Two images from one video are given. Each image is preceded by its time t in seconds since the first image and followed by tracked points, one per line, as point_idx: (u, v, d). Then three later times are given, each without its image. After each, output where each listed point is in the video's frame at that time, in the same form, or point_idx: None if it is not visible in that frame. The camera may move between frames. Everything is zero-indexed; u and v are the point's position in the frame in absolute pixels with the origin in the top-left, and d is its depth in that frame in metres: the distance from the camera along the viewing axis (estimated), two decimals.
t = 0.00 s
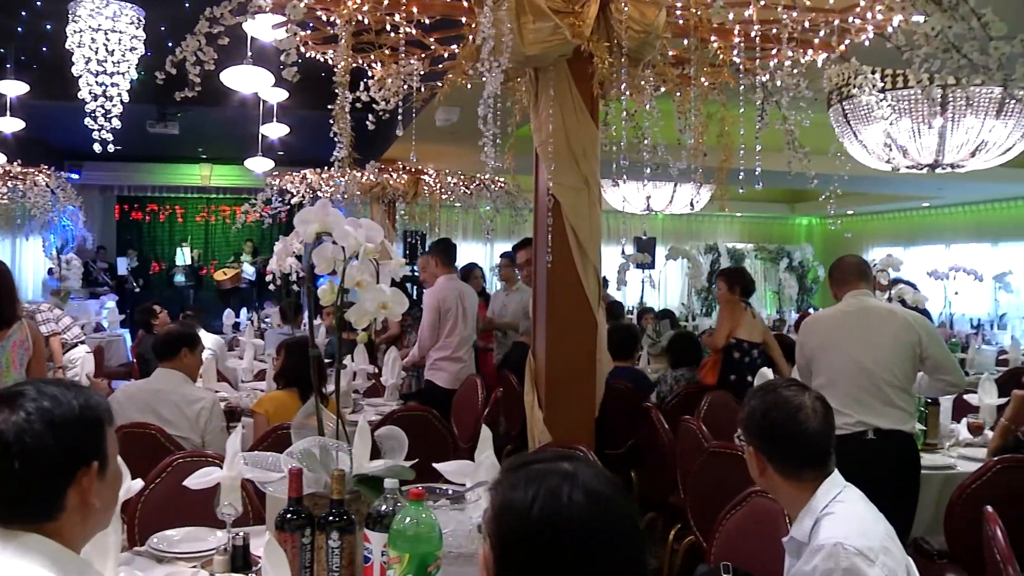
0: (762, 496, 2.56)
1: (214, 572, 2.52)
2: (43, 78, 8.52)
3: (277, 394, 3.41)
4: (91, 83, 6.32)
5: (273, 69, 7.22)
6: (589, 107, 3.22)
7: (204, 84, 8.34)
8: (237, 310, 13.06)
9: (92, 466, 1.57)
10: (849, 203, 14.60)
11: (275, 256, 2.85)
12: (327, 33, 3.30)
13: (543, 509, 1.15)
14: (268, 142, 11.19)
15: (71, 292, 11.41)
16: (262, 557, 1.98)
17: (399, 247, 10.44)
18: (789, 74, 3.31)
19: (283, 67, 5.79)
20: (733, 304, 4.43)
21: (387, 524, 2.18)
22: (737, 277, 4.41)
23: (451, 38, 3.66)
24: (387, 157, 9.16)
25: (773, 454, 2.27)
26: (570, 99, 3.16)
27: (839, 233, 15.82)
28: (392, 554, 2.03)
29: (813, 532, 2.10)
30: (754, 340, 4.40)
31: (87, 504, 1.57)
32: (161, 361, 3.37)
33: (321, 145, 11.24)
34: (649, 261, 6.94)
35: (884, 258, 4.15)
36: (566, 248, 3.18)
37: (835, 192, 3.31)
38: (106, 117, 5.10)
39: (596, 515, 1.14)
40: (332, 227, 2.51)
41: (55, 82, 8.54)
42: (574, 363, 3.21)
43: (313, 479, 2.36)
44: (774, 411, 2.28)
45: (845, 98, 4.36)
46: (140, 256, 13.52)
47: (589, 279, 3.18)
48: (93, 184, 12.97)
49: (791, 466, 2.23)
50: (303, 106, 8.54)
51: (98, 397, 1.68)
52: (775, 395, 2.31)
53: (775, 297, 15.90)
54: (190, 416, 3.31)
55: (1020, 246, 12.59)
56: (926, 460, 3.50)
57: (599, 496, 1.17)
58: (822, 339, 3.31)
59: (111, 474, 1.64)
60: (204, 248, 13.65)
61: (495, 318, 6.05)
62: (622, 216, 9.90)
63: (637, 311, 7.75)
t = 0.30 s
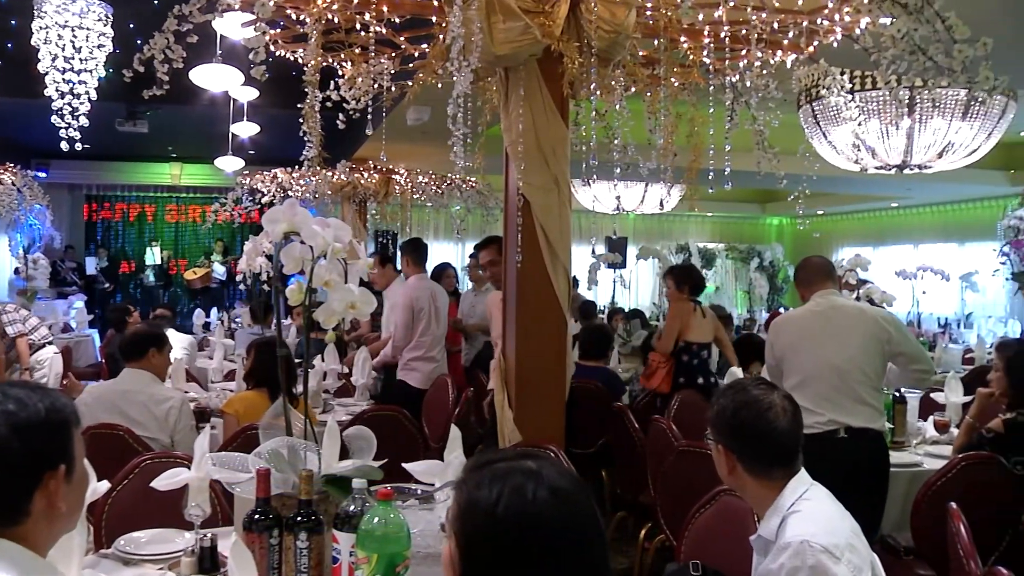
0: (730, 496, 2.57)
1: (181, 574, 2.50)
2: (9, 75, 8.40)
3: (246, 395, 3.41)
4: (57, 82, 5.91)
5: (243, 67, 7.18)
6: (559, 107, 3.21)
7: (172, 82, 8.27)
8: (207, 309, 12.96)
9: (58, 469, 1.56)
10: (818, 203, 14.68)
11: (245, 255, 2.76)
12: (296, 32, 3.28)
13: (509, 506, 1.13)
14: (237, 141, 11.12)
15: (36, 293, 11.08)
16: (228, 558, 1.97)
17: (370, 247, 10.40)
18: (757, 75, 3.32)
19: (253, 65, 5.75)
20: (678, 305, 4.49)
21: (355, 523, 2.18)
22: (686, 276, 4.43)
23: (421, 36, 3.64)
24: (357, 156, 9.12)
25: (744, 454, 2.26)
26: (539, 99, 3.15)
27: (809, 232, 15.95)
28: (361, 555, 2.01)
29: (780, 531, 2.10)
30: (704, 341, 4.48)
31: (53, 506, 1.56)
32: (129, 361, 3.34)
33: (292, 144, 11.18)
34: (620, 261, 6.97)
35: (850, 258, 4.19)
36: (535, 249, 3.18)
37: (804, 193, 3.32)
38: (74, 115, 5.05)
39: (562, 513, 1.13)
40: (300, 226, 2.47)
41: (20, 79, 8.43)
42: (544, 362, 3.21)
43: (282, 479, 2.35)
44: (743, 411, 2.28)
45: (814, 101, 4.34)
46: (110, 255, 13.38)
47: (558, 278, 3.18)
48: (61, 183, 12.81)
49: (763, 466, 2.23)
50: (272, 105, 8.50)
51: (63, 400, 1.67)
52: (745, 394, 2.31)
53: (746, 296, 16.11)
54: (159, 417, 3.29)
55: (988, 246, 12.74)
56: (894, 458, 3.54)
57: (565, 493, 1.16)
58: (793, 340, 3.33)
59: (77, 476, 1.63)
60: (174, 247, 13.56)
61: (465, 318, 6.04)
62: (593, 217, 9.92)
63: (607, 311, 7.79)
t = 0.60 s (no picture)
0: (696, 494, 2.59)
1: None
2: None
3: (215, 395, 3.38)
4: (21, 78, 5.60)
5: (211, 66, 7.16)
6: (528, 107, 3.20)
7: (139, 80, 8.23)
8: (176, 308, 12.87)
9: (20, 470, 1.56)
10: (786, 204, 14.81)
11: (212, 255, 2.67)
12: (265, 30, 3.26)
13: (475, 507, 1.13)
14: (206, 140, 11.08)
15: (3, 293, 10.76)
16: (192, 559, 1.95)
17: (340, 247, 10.40)
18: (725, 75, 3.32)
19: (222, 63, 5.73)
20: (633, 309, 4.52)
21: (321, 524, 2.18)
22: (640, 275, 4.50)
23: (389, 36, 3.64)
24: (327, 155, 9.11)
25: (710, 453, 2.25)
26: (509, 99, 3.14)
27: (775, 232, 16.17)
28: (327, 556, 1.99)
29: (746, 529, 2.09)
30: (657, 342, 4.58)
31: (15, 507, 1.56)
32: (94, 361, 3.32)
33: (262, 143, 11.14)
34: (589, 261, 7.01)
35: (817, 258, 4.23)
36: (504, 248, 3.18)
37: (772, 193, 3.33)
38: (40, 112, 4.99)
39: (529, 512, 1.13)
40: (266, 226, 2.43)
41: None
42: (512, 361, 3.22)
43: (248, 480, 2.26)
44: (710, 410, 2.27)
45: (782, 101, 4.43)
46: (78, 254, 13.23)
47: (526, 278, 3.18)
48: (27, 181, 12.66)
49: (728, 465, 2.22)
50: (240, 104, 8.48)
51: (25, 401, 1.67)
52: (711, 393, 2.30)
53: (716, 296, 16.33)
54: (126, 417, 3.27)
55: (953, 246, 12.92)
56: (860, 456, 3.57)
57: (530, 493, 1.16)
58: (758, 339, 3.35)
59: (39, 478, 1.63)
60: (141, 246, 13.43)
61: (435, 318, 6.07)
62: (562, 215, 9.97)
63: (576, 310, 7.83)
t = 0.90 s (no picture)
0: (664, 493, 2.59)
1: None
2: None
3: (183, 396, 3.35)
4: None
5: (178, 64, 7.11)
6: (497, 107, 3.20)
7: (104, 78, 8.15)
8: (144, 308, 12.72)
9: None
10: (756, 203, 14.92)
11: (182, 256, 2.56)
12: (233, 29, 3.24)
13: (441, 505, 1.13)
14: (175, 138, 11.00)
15: None
16: (157, 560, 1.93)
17: (310, 247, 10.35)
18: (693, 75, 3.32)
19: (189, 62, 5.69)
20: (589, 311, 4.58)
21: (289, 525, 2.12)
22: (590, 276, 4.60)
23: (359, 36, 3.65)
24: (296, 153, 9.07)
25: (675, 450, 2.25)
26: (478, 98, 3.14)
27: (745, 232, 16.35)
28: (293, 557, 1.98)
29: (711, 528, 2.09)
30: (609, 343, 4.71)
31: None
32: (59, 362, 3.28)
33: (230, 142, 11.07)
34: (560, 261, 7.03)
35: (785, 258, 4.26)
36: (473, 247, 3.18)
37: (739, 192, 3.34)
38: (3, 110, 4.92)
39: (496, 509, 1.14)
40: (232, 226, 2.41)
41: None
42: (481, 360, 3.22)
43: (214, 481, 2.27)
44: (676, 408, 2.26)
45: (752, 102, 4.49)
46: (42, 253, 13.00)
47: (495, 277, 3.18)
48: None
49: (694, 463, 2.22)
50: (209, 103, 8.43)
51: None
52: (678, 391, 2.31)
53: (685, 295, 16.40)
54: (92, 419, 3.23)
55: (920, 246, 13.06)
56: (828, 454, 3.60)
57: (496, 492, 1.16)
58: (725, 339, 3.37)
59: None
60: (108, 246, 13.21)
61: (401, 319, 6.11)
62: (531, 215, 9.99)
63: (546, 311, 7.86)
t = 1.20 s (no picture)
0: (634, 493, 2.59)
1: None
2: None
3: (152, 397, 3.33)
4: None
5: (148, 62, 7.05)
6: (468, 107, 3.20)
7: (73, 75, 8.05)
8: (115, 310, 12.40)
9: None
10: (728, 204, 14.99)
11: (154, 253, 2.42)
12: (203, 27, 3.22)
13: (405, 506, 1.12)
14: (146, 137, 10.89)
15: None
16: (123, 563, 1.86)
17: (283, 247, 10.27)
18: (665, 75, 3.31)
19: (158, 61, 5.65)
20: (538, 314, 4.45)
21: (258, 526, 2.10)
22: (537, 278, 4.51)
23: (331, 36, 3.64)
24: (267, 153, 9.01)
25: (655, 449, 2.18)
26: (449, 98, 3.14)
27: (715, 232, 16.49)
28: (262, 557, 1.96)
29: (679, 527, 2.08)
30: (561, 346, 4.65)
31: None
32: (26, 364, 3.25)
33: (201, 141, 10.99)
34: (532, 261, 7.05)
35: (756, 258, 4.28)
36: (443, 247, 3.18)
37: (710, 192, 3.35)
38: None
39: (460, 508, 1.13)
40: (202, 225, 2.34)
41: None
42: (451, 360, 3.23)
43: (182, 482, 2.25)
44: (656, 406, 2.19)
45: (724, 103, 4.61)
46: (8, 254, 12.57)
47: (466, 276, 3.18)
48: None
49: (671, 462, 2.16)
50: (181, 102, 8.37)
51: None
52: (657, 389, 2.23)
53: (657, 295, 16.46)
54: (60, 420, 3.21)
55: (889, 246, 13.16)
56: (798, 452, 3.62)
57: (461, 492, 1.15)
58: (695, 339, 3.38)
59: None
60: (77, 244, 12.35)
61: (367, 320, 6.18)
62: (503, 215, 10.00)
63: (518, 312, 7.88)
